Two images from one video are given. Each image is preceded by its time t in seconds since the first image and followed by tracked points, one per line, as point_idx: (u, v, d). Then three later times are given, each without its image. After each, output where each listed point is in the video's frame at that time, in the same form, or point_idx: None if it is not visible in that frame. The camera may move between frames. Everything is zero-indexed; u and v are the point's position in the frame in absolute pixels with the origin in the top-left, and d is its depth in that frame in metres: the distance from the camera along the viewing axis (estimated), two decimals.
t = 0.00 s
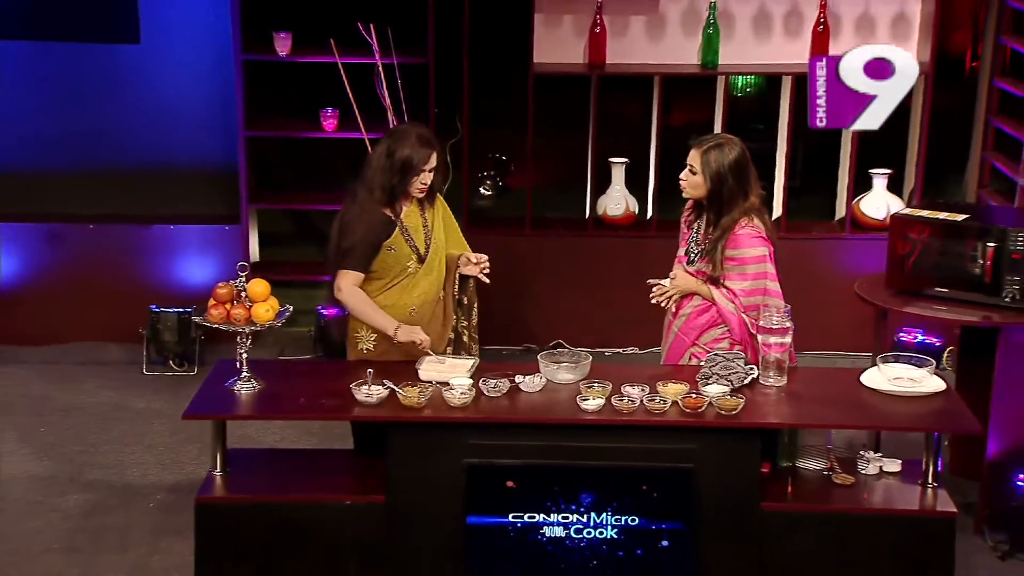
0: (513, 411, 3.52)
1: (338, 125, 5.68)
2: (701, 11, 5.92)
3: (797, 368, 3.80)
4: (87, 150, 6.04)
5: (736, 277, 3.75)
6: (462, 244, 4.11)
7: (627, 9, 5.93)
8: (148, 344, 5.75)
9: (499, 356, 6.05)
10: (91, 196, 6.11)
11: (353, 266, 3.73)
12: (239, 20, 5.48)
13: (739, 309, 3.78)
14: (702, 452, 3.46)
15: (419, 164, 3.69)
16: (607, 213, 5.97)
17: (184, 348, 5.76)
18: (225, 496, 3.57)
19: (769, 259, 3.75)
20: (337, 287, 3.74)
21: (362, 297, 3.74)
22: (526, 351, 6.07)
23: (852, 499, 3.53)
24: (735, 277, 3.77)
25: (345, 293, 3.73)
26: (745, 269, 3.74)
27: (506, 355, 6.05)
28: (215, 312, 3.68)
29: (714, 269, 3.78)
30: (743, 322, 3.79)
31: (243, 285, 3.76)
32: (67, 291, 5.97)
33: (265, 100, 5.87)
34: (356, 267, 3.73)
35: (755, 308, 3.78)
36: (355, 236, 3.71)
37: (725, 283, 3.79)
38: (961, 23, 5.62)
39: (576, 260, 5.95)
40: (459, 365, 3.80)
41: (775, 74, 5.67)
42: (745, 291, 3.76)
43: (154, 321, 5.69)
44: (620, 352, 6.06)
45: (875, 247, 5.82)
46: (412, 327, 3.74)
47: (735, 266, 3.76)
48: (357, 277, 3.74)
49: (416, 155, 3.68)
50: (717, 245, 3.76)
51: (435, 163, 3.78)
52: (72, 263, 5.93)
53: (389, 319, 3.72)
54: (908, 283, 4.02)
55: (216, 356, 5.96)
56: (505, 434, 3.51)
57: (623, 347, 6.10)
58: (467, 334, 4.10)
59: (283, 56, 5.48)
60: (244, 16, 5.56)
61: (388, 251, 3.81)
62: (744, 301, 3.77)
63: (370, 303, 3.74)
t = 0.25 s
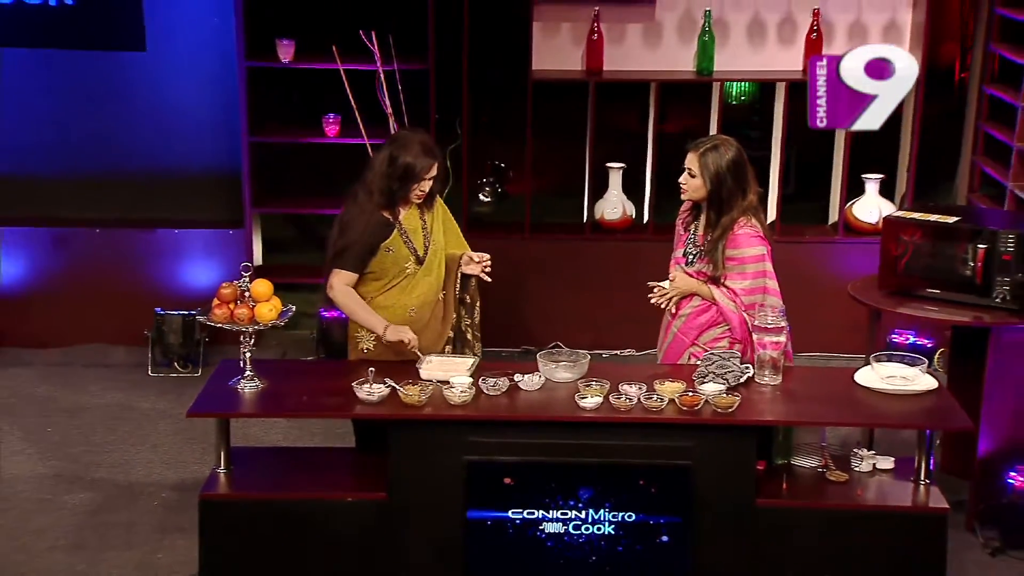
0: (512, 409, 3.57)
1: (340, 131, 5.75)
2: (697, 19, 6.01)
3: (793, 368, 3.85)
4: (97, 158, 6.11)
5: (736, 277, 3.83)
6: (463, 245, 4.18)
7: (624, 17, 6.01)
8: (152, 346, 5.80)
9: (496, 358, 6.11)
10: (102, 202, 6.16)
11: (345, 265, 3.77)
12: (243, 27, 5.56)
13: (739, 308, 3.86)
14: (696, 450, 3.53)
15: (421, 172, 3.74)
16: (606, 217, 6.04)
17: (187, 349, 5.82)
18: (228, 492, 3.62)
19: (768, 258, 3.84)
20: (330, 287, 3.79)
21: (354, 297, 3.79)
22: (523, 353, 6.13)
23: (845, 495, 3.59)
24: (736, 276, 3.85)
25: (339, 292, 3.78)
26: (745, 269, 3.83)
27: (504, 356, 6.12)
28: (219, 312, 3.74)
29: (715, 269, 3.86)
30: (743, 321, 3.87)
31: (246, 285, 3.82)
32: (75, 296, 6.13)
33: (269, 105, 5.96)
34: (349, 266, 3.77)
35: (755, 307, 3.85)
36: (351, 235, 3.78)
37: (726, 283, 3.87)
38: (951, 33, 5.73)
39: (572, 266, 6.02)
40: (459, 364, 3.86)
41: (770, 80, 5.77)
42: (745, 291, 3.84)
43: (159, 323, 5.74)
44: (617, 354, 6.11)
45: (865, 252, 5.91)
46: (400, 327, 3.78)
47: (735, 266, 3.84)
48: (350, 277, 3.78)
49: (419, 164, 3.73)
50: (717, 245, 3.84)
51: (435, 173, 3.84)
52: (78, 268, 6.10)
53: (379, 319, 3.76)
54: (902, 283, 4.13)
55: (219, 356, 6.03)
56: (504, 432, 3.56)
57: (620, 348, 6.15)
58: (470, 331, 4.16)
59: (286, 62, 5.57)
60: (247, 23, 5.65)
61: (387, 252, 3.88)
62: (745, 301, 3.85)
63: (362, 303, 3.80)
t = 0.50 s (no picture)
0: (511, 407, 3.62)
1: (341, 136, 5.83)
2: (692, 26, 6.09)
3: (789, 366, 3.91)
4: (102, 162, 6.18)
5: (734, 276, 3.92)
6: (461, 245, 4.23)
7: (620, 25, 6.10)
8: (157, 347, 5.86)
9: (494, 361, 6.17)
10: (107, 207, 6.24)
11: (353, 270, 3.85)
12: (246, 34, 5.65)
13: (737, 307, 3.95)
14: (693, 448, 3.58)
15: (421, 175, 3.80)
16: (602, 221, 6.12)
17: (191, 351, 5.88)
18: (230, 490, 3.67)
19: (765, 258, 3.92)
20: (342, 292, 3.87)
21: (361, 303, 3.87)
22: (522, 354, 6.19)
23: (839, 492, 3.64)
24: (733, 276, 3.93)
25: (348, 296, 3.86)
26: (742, 268, 3.91)
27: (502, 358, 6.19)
28: (222, 311, 3.80)
29: (713, 269, 3.94)
30: (741, 321, 3.95)
31: (249, 285, 3.88)
32: (77, 300, 6.14)
33: (270, 112, 6.04)
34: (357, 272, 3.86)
35: (751, 306, 3.93)
36: (355, 240, 3.85)
37: (724, 282, 3.96)
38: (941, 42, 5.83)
39: (569, 271, 6.08)
40: (459, 362, 3.92)
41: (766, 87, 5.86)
42: (742, 290, 3.93)
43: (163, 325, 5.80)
44: (615, 355, 6.16)
45: (858, 253, 5.97)
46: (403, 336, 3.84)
47: (733, 266, 3.92)
48: (358, 282, 3.86)
49: (420, 169, 3.80)
50: (715, 245, 3.92)
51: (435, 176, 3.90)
52: (80, 272, 6.11)
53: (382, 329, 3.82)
54: (893, 284, 4.22)
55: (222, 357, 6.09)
56: (503, 429, 3.61)
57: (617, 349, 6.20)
58: (469, 331, 4.17)
59: (288, 69, 5.64)
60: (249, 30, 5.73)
61: (389, 255, 3.94)
62: (742, 300, 3.94)
63: (368, 310, 3.88)
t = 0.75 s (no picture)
0: (509, 405, 3.68)
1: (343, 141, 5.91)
2: (686, 33, 6.18)
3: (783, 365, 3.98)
4: (106, 168, 6.25)
5: (729, 278, 3.99)
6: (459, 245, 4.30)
7: (617, 32, 6.19)
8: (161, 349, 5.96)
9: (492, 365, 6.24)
10: (111, 209, 6.32)
11: (361, 274, 3.92)
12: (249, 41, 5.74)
13: (731, 308, 4.02)
14: (688, 445, 3.63)
15: (423, 179, 3.88)
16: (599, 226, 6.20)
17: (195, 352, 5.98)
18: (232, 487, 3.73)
19: (760, 261, 3.99)
20: (352, 295, 3.94)
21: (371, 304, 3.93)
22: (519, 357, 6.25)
23: (833, 489, 3.70)
24: (729, 278, 4.00)
25: (359, 299, 3.92)
26: (738, 270, 3.98)
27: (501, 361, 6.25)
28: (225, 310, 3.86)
29: (708, 270, 4.02)
30: (735, 321, 4.03)
31: (251, 286, 3.94)
32: (80, 302, 6.19)
33: (272, 119, 6.13)
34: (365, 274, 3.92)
35: (746, 307, 4.00)
36: (359, 243, 3.91)
37: (719, 284, 4.03)
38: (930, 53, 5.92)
39: (566, 277, 6.15)
40: (459, 361, 3.98)
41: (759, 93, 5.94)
42: (737, 291, 4.00)
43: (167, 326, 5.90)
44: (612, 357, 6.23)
45: (850, 257, 6.04)
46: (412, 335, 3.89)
47: (728, 268, 3.99)
48: (367, 285, 3.93)
49: (422, 172, 3.87)
50: (711, 246, 3.99)
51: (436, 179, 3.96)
52: (83, 275, 6.16)
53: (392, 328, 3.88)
54: (886, 284, 4.32)
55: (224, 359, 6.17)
56: (501, 426, 3.67)
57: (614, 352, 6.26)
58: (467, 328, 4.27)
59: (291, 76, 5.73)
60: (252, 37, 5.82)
61: (391, 257, 4.01)
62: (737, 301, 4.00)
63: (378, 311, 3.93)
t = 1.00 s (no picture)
0: (508, 403, 3.74)
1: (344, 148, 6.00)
2: (681, 41, 6.28)
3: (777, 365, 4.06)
4: (110, 176, 6.34)
5: (725, 279, 4.07)
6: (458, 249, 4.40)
7: (612, 41, 6.29)
8: (166, 353, 6.07)
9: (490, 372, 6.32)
10: (112, 214, 6.39)
11: (361, 273, 3.98)
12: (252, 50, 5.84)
13: (728, 309, 4.10)
14: (682, 442, 3.70)
15: (425, 182, 3.95)
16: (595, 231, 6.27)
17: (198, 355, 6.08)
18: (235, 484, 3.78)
19: (756, 262, 4.07)
20: (352, 293, 4.01)
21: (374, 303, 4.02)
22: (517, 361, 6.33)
23: (826, 485, 3.77)
24: (725, 279, 4.08)
25: (359, 297, 4.00)
26: (734, 271, 4.06)
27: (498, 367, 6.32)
28: (228, 310, 3.92)
29: (704, 271, 4.10)
30: (732, 321, 4.11)
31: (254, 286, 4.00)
32: (84, 306, 6.38)
33: (274, 125, 6.23)
34: (363, 274, 3.99)
35: (742, 308, 4.08)
36: (361, 246, 3.97)
37: (716, 285, 4.11)
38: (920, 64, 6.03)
39: (562, 285, 6.23)
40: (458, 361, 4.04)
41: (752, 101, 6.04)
42: (734, 292, 4.08)
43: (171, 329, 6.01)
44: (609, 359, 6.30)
45: (842, 261, 6.14)
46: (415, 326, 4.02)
47: (724, 269, 4.07)
48: (366, 283, 4.00)
49: (424, 176, 3.95)
50: (707, 249, 4.06)
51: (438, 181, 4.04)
52: (88, 279, 6.34)
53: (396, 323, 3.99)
54: (878, 287, 4.41)
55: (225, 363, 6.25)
56: (499, 424, 3.73)
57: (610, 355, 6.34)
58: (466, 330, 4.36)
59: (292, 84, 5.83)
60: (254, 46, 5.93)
61: (393, 258, 4.09)
62: (733, 302, 4.09)
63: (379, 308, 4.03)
